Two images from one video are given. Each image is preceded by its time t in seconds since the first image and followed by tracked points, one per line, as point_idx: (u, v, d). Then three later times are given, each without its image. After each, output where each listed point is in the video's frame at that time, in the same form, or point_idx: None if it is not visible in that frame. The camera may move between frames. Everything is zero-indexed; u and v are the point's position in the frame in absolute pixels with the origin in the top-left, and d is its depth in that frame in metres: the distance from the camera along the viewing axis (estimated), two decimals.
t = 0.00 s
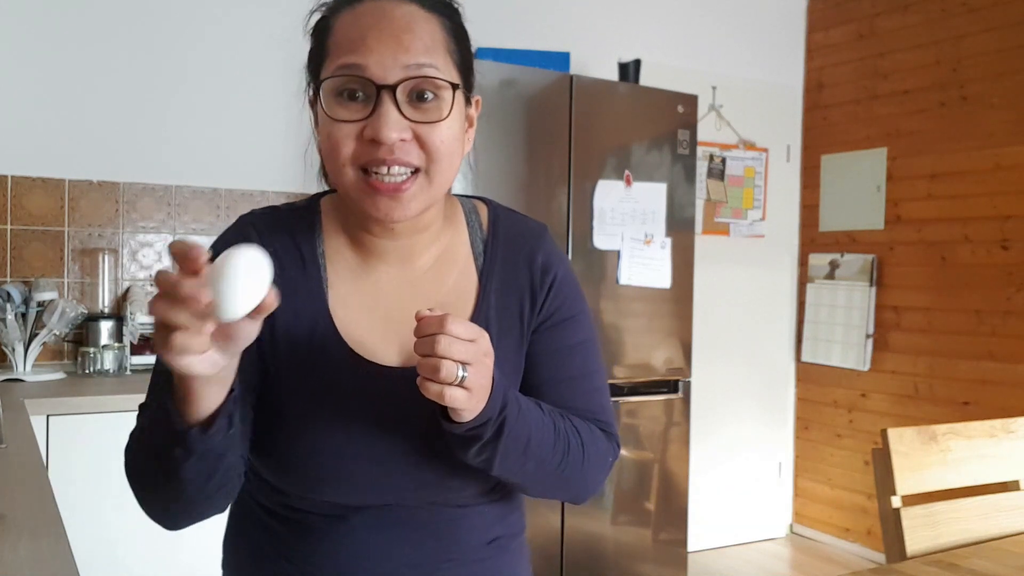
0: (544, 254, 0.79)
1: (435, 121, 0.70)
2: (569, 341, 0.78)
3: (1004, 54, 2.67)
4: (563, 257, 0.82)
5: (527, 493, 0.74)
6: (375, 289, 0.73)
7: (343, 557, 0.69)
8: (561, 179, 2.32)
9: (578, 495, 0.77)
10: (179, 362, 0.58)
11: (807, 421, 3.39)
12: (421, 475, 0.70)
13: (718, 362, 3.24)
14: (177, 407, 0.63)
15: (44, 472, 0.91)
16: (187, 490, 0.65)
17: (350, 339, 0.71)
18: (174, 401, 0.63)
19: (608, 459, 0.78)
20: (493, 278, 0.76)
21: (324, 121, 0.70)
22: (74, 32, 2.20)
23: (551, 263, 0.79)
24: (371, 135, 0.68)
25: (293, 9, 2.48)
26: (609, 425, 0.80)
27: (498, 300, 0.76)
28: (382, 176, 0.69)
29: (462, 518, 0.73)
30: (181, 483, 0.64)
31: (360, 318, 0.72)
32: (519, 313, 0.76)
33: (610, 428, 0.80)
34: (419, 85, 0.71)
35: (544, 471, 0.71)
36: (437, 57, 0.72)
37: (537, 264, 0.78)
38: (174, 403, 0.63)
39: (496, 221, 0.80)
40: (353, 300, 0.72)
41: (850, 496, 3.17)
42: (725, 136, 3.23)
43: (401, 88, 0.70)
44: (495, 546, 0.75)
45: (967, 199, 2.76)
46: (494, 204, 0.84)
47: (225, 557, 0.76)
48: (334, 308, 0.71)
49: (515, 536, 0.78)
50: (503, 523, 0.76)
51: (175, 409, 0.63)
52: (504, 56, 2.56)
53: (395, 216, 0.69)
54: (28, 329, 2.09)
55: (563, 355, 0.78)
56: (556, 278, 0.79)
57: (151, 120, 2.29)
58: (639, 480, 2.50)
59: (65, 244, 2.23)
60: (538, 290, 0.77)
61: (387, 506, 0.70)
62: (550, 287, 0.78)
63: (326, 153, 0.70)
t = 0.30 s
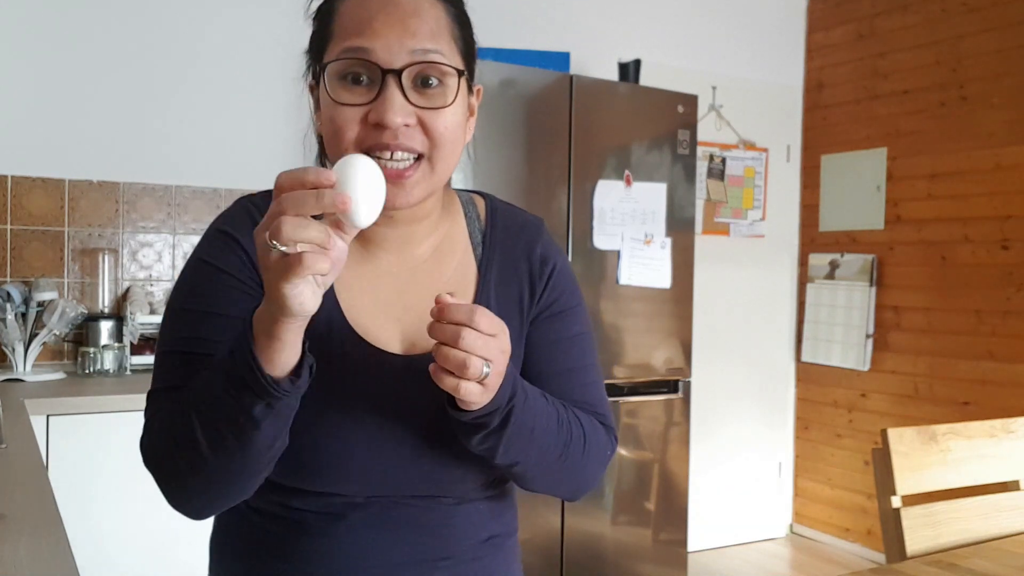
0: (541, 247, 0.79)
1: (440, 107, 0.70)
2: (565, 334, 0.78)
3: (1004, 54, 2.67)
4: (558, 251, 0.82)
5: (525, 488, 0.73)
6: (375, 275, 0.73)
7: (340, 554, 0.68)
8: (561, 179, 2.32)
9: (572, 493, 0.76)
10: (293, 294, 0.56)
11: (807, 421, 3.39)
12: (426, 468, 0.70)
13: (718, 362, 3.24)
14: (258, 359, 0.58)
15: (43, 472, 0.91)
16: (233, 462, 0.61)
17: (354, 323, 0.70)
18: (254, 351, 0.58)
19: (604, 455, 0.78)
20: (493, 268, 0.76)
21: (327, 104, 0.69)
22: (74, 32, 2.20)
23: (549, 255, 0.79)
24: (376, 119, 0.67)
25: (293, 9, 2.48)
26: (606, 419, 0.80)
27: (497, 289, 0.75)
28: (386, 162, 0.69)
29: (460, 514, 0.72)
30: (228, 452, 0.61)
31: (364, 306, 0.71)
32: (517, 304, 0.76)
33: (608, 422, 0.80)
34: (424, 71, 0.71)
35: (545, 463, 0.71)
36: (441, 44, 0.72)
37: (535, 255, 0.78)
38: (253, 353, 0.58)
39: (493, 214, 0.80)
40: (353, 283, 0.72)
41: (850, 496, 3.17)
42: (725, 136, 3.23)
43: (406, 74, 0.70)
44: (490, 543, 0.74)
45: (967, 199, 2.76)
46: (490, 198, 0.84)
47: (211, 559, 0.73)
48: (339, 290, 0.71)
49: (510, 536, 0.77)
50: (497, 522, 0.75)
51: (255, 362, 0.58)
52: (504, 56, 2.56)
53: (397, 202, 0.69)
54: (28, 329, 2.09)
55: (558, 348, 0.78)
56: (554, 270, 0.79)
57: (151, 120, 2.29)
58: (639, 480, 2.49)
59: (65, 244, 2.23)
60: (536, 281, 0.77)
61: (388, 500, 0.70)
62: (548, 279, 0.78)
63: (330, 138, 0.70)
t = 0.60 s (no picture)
0: (537, 239, 0.77)
1: (440, 107, 0.70)
2: (559, 326, 0.75)
3: (1004, 54, 2.67)
4: (556, 246, 0.80)
5: (512, 479, 0.69)
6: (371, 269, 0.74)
7: (334, 555, 0.68)
8: (561, 179, 2.32)
9: (556, 495, 0.71)
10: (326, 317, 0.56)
11: (807, 421, 3.39)
12: (424, 469, 0.70)
13: (718, 362, 3.24)
14: (273, 368, 0.58)
15: (43, 472, 0.91)
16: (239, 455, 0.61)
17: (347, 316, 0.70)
18: (271, 359, 0.58)
19: (596, 458, 0.73)
20: (484, 258, 0.74)
21: (327, 103, 0.69)
22: (74, 32, 2.20)
23: (544, 248, 0.77)
24: (376, 119, 0.67)
25: (293, 9, 2.48)
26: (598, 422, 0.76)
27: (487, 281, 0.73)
28: (387, 161, 0.69)
29: (455, 516, 0.72)
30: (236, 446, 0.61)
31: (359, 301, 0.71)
32: (508, 296, 0.74)
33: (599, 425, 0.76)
34: (424, 70, 0.71)
35: (536, 448, 0.67)
36: (442, 42, 0.72)
37: (529, 247, 0.75)
38: (268, 360, 0.58)
39: (489, 205, 0.78)
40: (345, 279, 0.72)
41: (850, 496, 3.17)
42: (725, 136, 3.23)
43: (407, 73, 0.70)
44: (487, 546, 0.74)
45: (967, 199, 2.76)
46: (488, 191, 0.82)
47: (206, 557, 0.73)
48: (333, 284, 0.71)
49: (507, 537, 0.77)
50: (493, 523, 0.75)
51: (271, 369, 0.58)
52: (504, 56, 2.56)
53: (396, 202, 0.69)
54: (28, 329, 2.09)
55: (553, 340, 0.75)
56: (548, 263, 0.76)
57: (151, 120, 2.29)
58: (639, 480, 2.49)
59: (65, 243, 2.23)
60: (528, 273, 0.75)
61: (383, 500, 0.69)
62: (541, 272, 0.76)
63: (330, 136, 0.69)
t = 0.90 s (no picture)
0: (531, 242, 0.76)
1: (429, 111, 0.70)
2: (549, 331, 0.74)
3: (1004, 54, 2.67)
4: (553, 250, 0.79)
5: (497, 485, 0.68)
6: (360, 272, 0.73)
7: (322, 556, 0.68)
8: (561, 179, 2.32)
9: (540, 503, 0.69)
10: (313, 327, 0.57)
11: (807, 421, 3.39)
12: (412, 472, 0.69)
13: (718, 362, 3.24)
14: (257, 371, 0.59)
15: (42, 472, 0.91)
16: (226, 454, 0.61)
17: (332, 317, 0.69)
18: (254, 363, 0.59)
19: (581, 468, 0.71)
20: (477, 260, 0.73)
21: (317, 108, 0.69)
22: (74, 33, 2.20)
23: (539, 251, 0.76)
24: (365, 124, 0.67)
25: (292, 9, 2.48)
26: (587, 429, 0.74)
27: (478, 282, 0.73)
28: (376, 166, 0.68)
29: (447, 521, 0.71)
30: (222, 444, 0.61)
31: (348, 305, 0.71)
32: (500, 298, 0.73)
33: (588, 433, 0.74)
34: (414, 74, 0.71)
35: (517, 456, 0.65)
36: (432, 46, 0.71)
37: (523, 249, 0.75)
38: (252, 363, 0.59)
39: (486, 207, 0.78)
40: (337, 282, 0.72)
41: (850, 496, 3.17)
42: (725, 135, 3.23)
43: (396, 78, 0.70)
44: (481, 552, 0.73)
45: (967, 199, 2.76)
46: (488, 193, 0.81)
47: (206, 558, 0.73)
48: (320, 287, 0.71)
49: (504, 543, 0.75)
50: (490, 527, 0.74)
51: (254, 372, 0.58)
52: (504, 56, 2.56)
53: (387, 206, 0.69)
54: (28, 329, 2.09)
55: (543, 345, 0.73)
56: (542, 266, 0.76)
57: (151, 121, 2.29)
58: (639, 480, 2.49)
59: (65, 243, 2.23)
60: (521, 274, 0.74)
61: (374, 502, 0.69)
62: (534, 275, 0.75)
63: (321, 141, 0.69)
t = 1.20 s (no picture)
0: (533, 244, 0.75)
1: (420, 113, 0.69)
2: (555, 335, 0.71)
3: (1004, 54, 2.67)
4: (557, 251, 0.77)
5: (505, 487, 0.66)
6: (355, 277, 0.73)
7: (320, 558, 0.70)
8: (561, 179, 2.32)
9: (548, 508, 0.67)
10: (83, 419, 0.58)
11: (807, 421, 3.39)
12: (408, 478, 0.68)
13: (718, 362, 3.24)
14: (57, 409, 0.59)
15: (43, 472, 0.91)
16: (143, 480, 0.75)
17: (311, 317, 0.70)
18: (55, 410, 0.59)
19: (594, 471, 0.68)
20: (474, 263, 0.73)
21: (308, 114, 0.70)
22: (75, 33, 2.20)
23: (541, 253, 0.75)
24: (354, 128, 0.67)
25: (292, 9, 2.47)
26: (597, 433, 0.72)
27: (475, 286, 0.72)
28: (368, 169, 0.68)
29: (444, 526, 0.70)
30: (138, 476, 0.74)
31: (336, 309, 0.71)
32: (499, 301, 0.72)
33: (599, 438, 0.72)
34: (404, 77, 0.71)
35: (537, 459, 0.62)
36: (421, 49, 0.71)
37: (523, 252, 0.74)
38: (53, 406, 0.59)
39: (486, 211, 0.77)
40: (330, 289, 0.72)
41: (850, 495, 3.17)
42: (725, 135, 3.23)
43: (385, 81, 0.70)
44: (484, 557, 0.72)
45: (967, 199, 2.76)
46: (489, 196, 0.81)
47: (213, 547, 0.78)
48: (304, 291, 0.72)
49: (509, 547, 0.74)
50: (491, 533, 0.72)
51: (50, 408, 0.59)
52: (504, 56, 2.56)
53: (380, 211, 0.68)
54: (28, 329, 2.09)
55: (547, 348, 0.70)
56: (545, 268, 0.74)
57: (151, 121, 2.29)
58: (639, 480, 2.50)
59: (65, 243, 2.23)
60: (521, 278, 0.73)
61: (369, 506, 0.70)
62: (535, 277, 0.73)
63: (312, 147, 0.70)
